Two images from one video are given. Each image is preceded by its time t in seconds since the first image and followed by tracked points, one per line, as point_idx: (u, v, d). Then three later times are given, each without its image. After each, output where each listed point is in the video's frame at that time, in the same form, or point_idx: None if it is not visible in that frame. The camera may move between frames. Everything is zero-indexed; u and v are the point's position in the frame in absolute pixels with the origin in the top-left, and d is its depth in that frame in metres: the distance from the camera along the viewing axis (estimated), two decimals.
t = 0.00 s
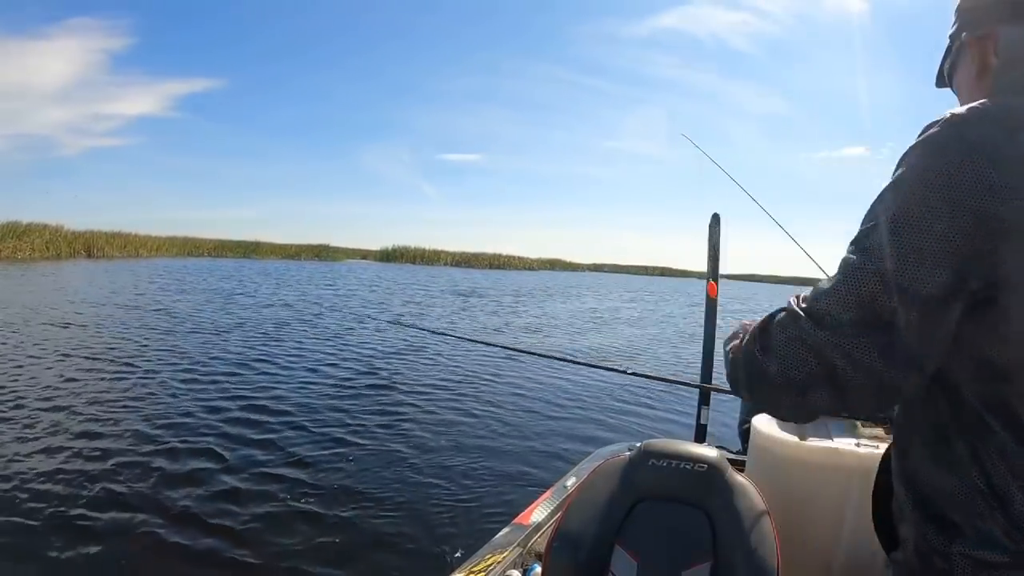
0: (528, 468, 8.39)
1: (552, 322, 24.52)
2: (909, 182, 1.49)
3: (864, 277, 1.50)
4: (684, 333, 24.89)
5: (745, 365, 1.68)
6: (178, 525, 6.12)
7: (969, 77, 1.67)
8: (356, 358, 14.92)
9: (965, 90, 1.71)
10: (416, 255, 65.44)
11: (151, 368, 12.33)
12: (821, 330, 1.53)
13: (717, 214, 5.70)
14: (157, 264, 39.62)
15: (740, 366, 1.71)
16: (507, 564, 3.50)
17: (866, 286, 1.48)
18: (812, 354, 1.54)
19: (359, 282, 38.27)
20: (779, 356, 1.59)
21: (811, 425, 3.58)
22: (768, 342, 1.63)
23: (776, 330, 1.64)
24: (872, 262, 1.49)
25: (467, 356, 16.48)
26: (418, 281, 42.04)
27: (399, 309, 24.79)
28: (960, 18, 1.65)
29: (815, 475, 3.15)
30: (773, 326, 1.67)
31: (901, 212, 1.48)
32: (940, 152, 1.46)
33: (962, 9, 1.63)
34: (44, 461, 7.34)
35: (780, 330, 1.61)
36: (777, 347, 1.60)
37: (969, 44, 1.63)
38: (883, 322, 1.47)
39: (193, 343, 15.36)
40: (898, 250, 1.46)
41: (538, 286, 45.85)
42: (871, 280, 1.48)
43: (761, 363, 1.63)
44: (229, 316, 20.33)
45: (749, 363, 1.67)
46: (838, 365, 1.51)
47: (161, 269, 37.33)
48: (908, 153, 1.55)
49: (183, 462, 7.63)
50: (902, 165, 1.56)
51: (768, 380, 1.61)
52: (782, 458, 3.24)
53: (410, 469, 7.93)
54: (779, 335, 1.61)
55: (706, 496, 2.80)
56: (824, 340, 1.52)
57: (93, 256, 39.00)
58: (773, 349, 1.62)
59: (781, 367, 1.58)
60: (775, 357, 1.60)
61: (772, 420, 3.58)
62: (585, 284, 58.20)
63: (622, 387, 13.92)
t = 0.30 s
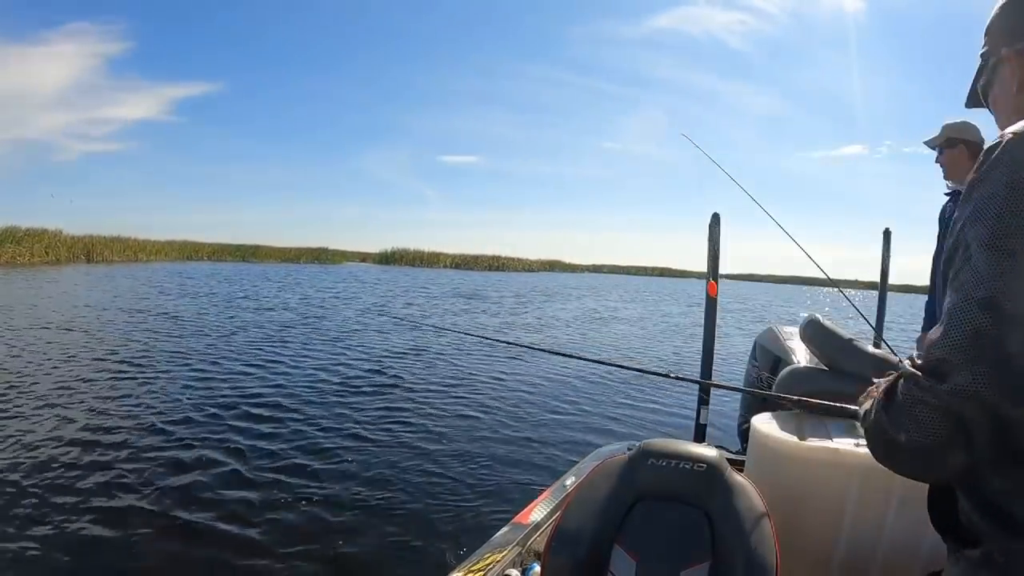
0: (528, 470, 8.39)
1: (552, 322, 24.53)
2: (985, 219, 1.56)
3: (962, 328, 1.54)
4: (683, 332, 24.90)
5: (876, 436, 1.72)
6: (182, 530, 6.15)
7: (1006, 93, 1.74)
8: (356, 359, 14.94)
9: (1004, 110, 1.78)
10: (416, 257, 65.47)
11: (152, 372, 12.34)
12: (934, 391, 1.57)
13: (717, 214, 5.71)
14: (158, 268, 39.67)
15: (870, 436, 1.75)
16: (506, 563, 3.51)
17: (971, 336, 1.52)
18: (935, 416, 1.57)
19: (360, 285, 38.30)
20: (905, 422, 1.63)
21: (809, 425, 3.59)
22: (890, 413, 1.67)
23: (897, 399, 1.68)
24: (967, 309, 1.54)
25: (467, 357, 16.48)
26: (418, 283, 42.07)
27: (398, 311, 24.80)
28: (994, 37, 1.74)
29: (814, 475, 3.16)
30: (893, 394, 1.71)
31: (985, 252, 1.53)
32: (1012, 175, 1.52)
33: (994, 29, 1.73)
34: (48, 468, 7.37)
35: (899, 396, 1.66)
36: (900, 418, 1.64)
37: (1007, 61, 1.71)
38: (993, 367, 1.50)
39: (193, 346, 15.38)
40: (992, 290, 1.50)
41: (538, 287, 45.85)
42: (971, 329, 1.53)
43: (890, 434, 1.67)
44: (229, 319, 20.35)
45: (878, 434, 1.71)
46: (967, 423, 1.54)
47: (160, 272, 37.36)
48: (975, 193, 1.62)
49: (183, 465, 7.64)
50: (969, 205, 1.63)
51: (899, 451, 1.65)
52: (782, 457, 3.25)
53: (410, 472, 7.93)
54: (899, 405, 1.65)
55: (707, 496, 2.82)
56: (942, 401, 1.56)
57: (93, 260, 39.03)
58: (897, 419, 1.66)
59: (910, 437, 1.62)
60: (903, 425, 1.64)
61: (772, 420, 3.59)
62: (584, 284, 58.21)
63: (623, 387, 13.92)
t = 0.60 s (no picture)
0: (530, 468, 8.39)
1: (552, 324, 24.53)
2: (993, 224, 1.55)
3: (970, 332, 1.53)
4: (683, 333, 24.91)
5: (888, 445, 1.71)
6: (185, 529, 6.14)
7: (987, 118, 1.78)
8: (357, 360, 14.94)
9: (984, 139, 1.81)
10: (416, 259, 65.50)
11: (152, 373, 12.32)
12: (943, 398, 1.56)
13: (717, 215, 5.73)
14: (158, 271, 39.64)
15: (881, 447, 1.74)
16: (506, 563, 3.50)
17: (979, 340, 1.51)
18: (946, 423, 1.56)
19: (360, 287, 38.30)
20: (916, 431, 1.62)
21: (810, 425, 3.61)
22: (898, 421, 1.68)
23: (905, 405, 1.68)
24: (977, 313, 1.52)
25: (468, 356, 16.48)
26: (418, 285, 42.06)
27: (398, 313, 24.78)
28: (984, 63, 1.80)
29: (811, 476, 3.18)
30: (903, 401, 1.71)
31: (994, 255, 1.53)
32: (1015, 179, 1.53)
33: (986, 54, 1.79)
34: (49, 470, 7.36)
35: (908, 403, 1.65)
36: (909, 423, 1.65)
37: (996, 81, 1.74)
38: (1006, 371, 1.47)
39: (193, 347, 15.37)
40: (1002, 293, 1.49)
41: (537, 289, 45.83)
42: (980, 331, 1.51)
43: (901, 442, 1.67)
44: (229, 321, 20.31)
45: (890, 441, 1.71)
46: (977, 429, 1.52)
47: (160, 275, 37.28)
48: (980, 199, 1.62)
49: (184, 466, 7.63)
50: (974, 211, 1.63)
51: (911, 457, 1.64)
52: (779, 458, 3.28)
53: (411, 471, 7.93)
54: (907, 410, 1.65)
55: (707, 496, 2.82)
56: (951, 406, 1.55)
57: (92, 264, 38.94)
58: (906, 426, 1.66)
59: (924, 448, 1.61)
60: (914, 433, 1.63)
61: (772, 421, 3.61)
62: (584, 286, 58.20)
63: (624, 386, 13.93)
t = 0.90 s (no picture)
0: (530, 466, 8.40)
1: (552, 323, 24.55)
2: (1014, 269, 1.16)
3: None
4: (683, 332, 24.91)
5: None
6: (185, 526, 6.12)
7: (938, 165, 1.56)
8: (357, 358, 14.94)
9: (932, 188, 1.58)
10: (416, 258, 65.54)
11: (152, 371, 12.31)
12: None
13: (717, 215, 5.72)
14: (157, 269, 39.67)
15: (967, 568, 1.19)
16: (507, 563, 3.50)
17: None
18: None
19: (360, 285, 38.32)
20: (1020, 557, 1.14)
21: (810, 426, 3.61)
22: (975, 518, 1.18)
23: (972, 493, 1.19)
24: None
25: (467, 354, 16.47)
26: (418, 283, 42.09)
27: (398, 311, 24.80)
28: (928, 106, 1.60)
29: (813, 474, 3.17)
30: (962, 494, 1.22)
31: None
32: None
33: (928, 98, 1.59)
34: (49, 466, 7.35)
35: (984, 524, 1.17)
36: (993, 513, 1.15)
37: (945, 123, 1.56)
38: None
39: (194, 345, 15.38)
40: None
41: (537, 288, 45.88)
42: None
43: (991, 547, 1.15)
44: (230, 319, 20.32)
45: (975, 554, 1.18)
46: None
47: (160, 273, 37.31)
48: (979, 235, 1.23)
49: (184, 463, 7.62)
50: (976, 250, 1.23)
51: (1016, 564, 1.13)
52: (781, 456, 3.26)
53: (411, 468, 7.93)
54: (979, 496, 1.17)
55: (707, 496, 2.82)
56: None
57: (92, 262, 38.91)
58: (989, 520, 1.16)
59: None
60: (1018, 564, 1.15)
61: (772, 421, 3.60)
62: (584, 285, 58.25)
63: (624, 384, 13.93)
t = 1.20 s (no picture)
0: (529, 461, 8.38)
1: (552, 320, 24.56)
2: (990, 372, 0.99)
3: None
4: (682, 331, 24.92)
5: None
6: (183, 519, 6.08)
7: (867, 295, 1.38)
8: (356, 353, 14.93)
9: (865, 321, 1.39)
10: (416, 255, 65.57)
11: (152, 365, 12.28)
12: None
13: (717, 214, 5.70)
14: (158, 264, 39.70)
15: None
16: (507, 563, 3.49)
17: None
18: None
19: (360, 282, 38.33)
20: None
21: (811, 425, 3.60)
22: None
23: None
24: None
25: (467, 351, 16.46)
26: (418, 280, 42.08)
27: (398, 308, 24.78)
28: (850, 238, 1.46)
29: (812, 475, 3.17)
30: None
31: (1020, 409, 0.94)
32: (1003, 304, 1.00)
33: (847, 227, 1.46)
34: (47, 459, 7.31)
35: None
36: None
37: (865, 252, 1.40)
38: None
39: (193, 339, 15.38)
40: None
41: (537, 286, 45.87)
42: None
43: None
44: (229, 314, 20.29)
45: None
46: None
47: (160, 269, 37.28)
48: (940, 334, 1.06)
49: (183, 455, 7.61)
50: (939, 349, 1.06)
51: None
52: (781, 457, 3.26)
53: (410, 462, 7.91)
54: None
55: (707, 496, 2.81)
56: None
57: (92, 258, 38.88)
58: None
59: None
60: None
61: (771, 421, 3.59)
62: (584, 284, 58.25)
63: (623, 382, 13.92)
